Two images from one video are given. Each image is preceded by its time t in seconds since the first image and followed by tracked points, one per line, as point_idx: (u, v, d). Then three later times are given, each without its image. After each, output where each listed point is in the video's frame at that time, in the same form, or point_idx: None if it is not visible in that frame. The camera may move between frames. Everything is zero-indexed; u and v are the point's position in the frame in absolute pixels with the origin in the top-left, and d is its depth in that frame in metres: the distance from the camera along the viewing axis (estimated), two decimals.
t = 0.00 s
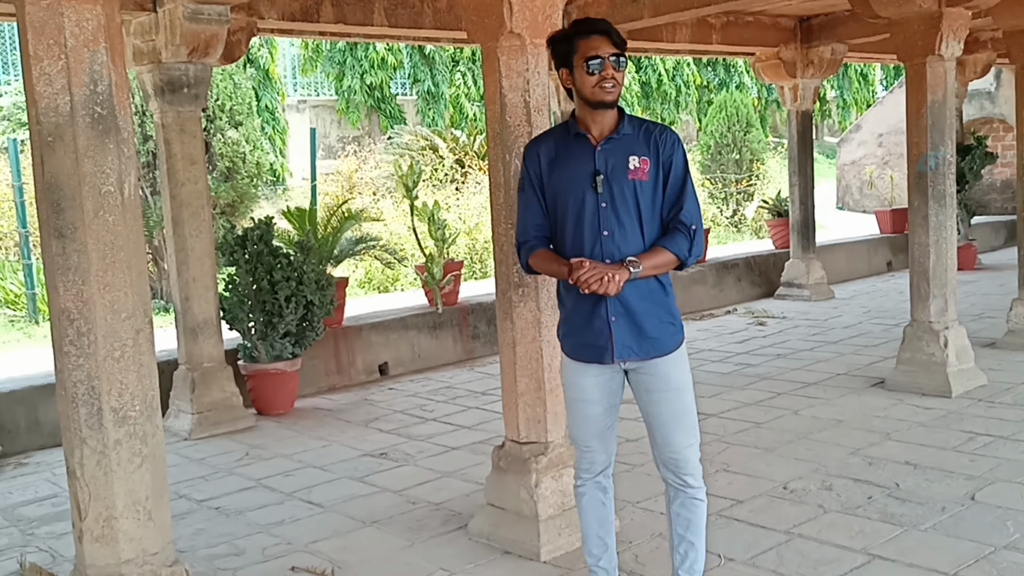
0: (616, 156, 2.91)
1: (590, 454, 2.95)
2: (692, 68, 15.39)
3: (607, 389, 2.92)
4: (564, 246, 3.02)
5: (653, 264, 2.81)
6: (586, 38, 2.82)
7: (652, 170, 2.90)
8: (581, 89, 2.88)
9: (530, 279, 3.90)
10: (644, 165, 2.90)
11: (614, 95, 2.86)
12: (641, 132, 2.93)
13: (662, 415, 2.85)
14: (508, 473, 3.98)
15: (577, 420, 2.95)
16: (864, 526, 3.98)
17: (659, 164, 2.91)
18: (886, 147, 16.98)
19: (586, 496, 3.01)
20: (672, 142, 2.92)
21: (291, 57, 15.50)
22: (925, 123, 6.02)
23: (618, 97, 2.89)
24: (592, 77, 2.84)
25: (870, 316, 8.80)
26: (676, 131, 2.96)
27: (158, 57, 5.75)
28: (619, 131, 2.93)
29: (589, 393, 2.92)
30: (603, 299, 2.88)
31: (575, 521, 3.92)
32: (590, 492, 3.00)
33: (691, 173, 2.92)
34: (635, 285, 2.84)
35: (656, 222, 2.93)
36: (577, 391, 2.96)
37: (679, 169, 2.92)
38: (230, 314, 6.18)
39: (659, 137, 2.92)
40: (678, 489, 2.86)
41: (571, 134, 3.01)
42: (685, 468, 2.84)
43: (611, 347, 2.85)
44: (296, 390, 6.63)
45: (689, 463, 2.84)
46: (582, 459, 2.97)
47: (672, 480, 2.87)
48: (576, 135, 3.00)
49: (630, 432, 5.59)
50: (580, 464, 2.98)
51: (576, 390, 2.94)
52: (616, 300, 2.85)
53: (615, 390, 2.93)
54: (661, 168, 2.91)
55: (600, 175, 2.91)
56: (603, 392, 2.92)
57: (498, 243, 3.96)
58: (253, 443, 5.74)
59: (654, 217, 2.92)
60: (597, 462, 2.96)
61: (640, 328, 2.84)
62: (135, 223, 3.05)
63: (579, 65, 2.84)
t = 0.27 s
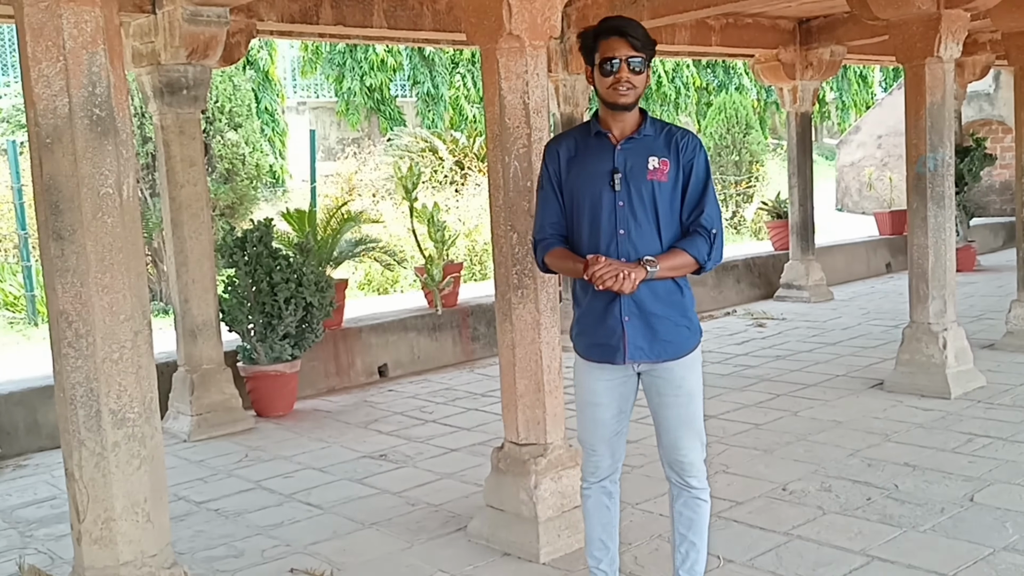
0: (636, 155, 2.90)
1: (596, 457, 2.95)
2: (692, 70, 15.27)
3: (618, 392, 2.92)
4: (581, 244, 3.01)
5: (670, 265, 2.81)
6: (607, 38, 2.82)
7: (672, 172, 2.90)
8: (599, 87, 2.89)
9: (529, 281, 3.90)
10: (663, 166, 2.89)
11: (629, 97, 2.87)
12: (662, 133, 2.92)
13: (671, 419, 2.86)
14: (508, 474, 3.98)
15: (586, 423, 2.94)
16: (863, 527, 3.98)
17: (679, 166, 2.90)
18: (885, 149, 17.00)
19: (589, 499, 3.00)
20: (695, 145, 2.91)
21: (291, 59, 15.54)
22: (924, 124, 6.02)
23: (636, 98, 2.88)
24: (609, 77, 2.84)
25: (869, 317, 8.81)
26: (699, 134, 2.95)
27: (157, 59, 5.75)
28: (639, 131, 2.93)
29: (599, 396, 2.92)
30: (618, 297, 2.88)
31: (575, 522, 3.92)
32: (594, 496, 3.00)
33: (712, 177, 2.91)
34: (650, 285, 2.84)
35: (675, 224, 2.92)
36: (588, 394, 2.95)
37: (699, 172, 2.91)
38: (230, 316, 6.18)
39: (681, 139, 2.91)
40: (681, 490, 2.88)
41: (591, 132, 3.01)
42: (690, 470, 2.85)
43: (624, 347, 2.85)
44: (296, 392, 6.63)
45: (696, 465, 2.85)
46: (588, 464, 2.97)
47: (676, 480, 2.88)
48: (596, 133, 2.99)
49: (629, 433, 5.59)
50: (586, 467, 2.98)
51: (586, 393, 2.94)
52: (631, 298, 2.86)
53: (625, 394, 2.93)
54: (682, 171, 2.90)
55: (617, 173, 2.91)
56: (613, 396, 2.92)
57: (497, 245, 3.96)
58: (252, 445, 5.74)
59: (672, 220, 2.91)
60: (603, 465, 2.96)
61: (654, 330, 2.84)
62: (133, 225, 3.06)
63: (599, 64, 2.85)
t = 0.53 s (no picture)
0: (648, 155, 2.90)
1: (597, 457, 2.94)
2: (685, 70, 15.29)
3: (624, 394, 2.91)
4: (593, 244, 2.99)
5: (684, 266, 2.82)
6: (620, 37, 2.80)
7: (685, 172, 2.90)
8: (610, 87, 2.88)
9: (522, 281, 3.89)
10: (676, 166, 2.89)
11: (641, 98, 2.86)
12: (674, 133, 2.92)
13: (676, 420, 2.86)
14: (501, 474, 3.97)
15: (589, 424, 2.93)
16: (855, 527, 3.98)
17: (692, 166, 2.90)
18: (877, 149, 17.04)
19: (587, 500, 2.99)
20: (706, 146, 2.91)
21: (284, 59, 15.53)
22: (916, 125, 6.04)
23: (648, 99, 2.87)
24: (621, 77, 2.83)
25: (862, 317, 8.82)
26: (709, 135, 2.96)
27: (148, 58, 5.73)
28: (652, 131, 2.92)
29: (604, 397, 2.91)
30: (631, 298, 2.87)
31: (568, 522, 3.91)
32: (592, 497, 2.98)
33: (723, 177, 2.92)
34: (664, 286, 2.84)
35: (687, 224, 2.92)
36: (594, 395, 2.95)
37: (712, 172, 2.92)
38: (222, 316, 6.16)
39: (693, 139, 2.91)
40: (682, 490, 2.88)
41: (603, 131, 2.99)
42: (691, 470, 2.85)
43: (636, 348, 2.84)
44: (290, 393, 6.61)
45: (697, 466, 2.85)
46: (587, 466, 2.96)
47: (677, 480, 2.88)
48: (607, 132, 2.97)
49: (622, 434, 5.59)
50: (585, 468, 2.97)
51: (592, 393, 2.93)
52: (644, 300, 2.85)
53: (632, 395, 2.92)
54: (694, 171, 2.91)
55: (630, 173, 2.90)
56: (619, 397, 2.91)
57: (490, 245, 3.96)
58: (245, 445, 5.73)
59: (684, 220, 2.92)
60: (604, 467, 2.95)
61: (667, 331, 2.84)
62: (124, 224, 3.05)
63: (611, 64, 2.84)
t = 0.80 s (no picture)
0: (648, 156, 2.91)
1: (585, 457, 2.90)
2: (675, 70, 15.34)
3: (616, 392, 2.90)
4: (591, 244, 2.98)
5: (684, 268, 2.84)
6: (621, 37, 2.80)
7: (683, 173, 2.92)
8: (611, 87, 2.88)
9: (511, 281, 3.90)
10: (675, 168, 2.91)
11: (642, 98, 2.86)
12: (673, 135, 2.93)
13: (670, 418, 2.86)
14: (490, 475, 3.97)
15: (579, 422, 2.90)
16: (844, 526, 4.00)
17: (690, 168, 2.93)
18: (866, 150, 17.11)
19: (571, 499, 2.95)
20: (704, 148, 2.94)
21: (274, 59, 15.58)
22: (904, 126, 6.06)
23: (648, 100, 2.88)
24: (623, 77, 2.83)
25: (851, 317, 8.85)
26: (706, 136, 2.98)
27: (137, 58, 5.71)
28: (651, 131, 2.93)
29: (598, 394, 2.88)
30: (630, 299, 2.87)
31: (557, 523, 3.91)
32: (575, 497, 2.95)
33: (720, 179, 2.96)
34: (663, 288, 2.85)
35: (684, 226, 2.95)
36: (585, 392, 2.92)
37: (708, 174, 2.95)
38: (211, 317, 6.14)
39: (691, 141, 2.93)
40: (671, 486, 2.89)
41: (601, 129, 2.97)
42: (683, 467, 2.86)
43: (634, 349, 2.84)
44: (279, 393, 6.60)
45: (687, 464, 2.86)
46: (574, 466, 2.91)
47: (667, 477, 2.89)
48: (606, 131, 2.96)
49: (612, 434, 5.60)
50: (571, 468, 2.92)
51: (584, 390, 2.90)
52: (644, 301, 2.86)
53: (623, 394, 2.91)
54: (692, 172, 2.93)
55: (631, 174, 2.90)
56: (613, 395, 2.90)
57: (479, 246, 3.96)
58: (234, 446, 5.71)
59: (682, 221, 2.94)
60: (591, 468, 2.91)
61: (664, 332, 2.85)
62: (111, 225, 3.03)
63: (612, 64, 2.83)
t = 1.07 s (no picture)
0: (628, 159, 2.94)
1: (565, 460, 2.90)
2: (665, 72, 15.48)
3: (597, 394, 2.89)
4: (571, 246, 2.95)
5: (668, 269, 2.88)
6: (605, 41, 2.81)
7: (659, 177, 2.97)
8: (592, 90, 2.88)
9: (501, 283, 3.89)
10: (652, 171, 2.96)
11: (623, 102, 2.87)
12: (648, 139, 2.98)
13: (651, 419, 2.87)
14: (480, 477, 3.97)
15: (560, 425, 2.89)
16: (832, 527, 4.01)
17: (664, 172, 2.99)
18: (855, 152, 17.18)
19: (549, 501, 2.95)
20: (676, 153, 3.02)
21: (263, 60, 15.56)
22: (892, 127, 6.08)
23: (628, 104, 2.90)
24: (606, 80, 2.83)
25: (840, 318, 8.88)
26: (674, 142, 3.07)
27: (125, 59, 5.69)
28: (628, 134, 2.96)
29: (578, 397, 2.88)
30: (615, 300, 2.87)
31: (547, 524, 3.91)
32: (554, 499, 2.95)
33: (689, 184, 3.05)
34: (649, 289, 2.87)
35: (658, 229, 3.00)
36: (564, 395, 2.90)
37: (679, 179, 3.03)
38: (200, 318, 6.12)
39: (665, 146, 3.00)
40: (653, 486, 2.90)
41: (580, 132, 2.97)
42: (664, 466, 2.88)
43: (619, 351, 2.83)
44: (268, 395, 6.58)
45: (669, 464, 2.88)
46: (556, 469, 2.91)
47: (648, 477, 2.90)
48: (585, 134, 2.96)
49: (602, 435, 5.60)
50: (551, 472, 2.92)
51: (564, 394, 2.88)
52: (627, 303, 2.86)
53: (603, 396, 2.91)
54: (666, 176, 2.99)
55: (613, 176, 2.91)
56: (593, 397, 2.89)
57: (469, 247, 3.95)
58: (223, 448, 5.69)
59: (657, 224, 2.99)
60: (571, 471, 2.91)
61: (647, 333, 2.86)
62: (99, 226, 3.02)
63: (595, 67, 2.83)
